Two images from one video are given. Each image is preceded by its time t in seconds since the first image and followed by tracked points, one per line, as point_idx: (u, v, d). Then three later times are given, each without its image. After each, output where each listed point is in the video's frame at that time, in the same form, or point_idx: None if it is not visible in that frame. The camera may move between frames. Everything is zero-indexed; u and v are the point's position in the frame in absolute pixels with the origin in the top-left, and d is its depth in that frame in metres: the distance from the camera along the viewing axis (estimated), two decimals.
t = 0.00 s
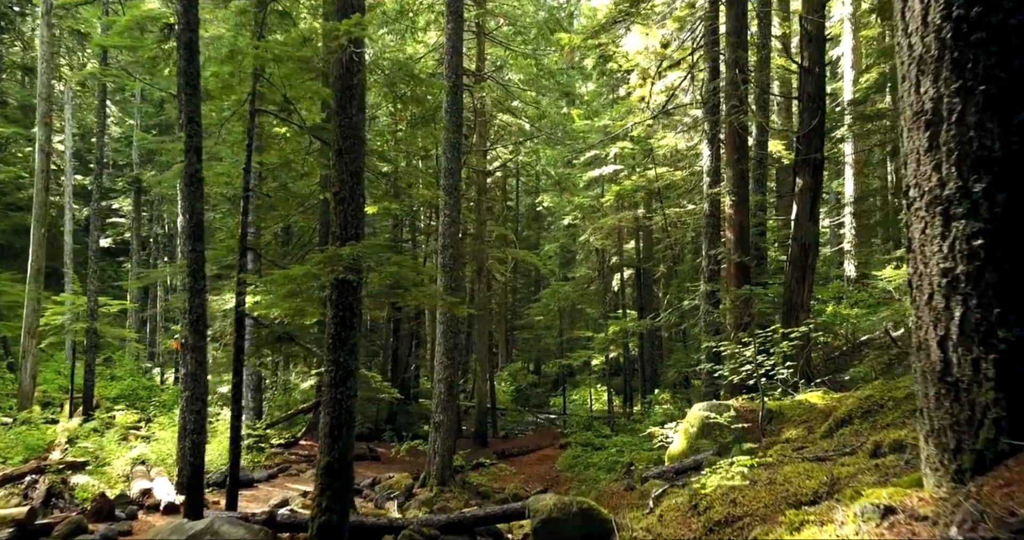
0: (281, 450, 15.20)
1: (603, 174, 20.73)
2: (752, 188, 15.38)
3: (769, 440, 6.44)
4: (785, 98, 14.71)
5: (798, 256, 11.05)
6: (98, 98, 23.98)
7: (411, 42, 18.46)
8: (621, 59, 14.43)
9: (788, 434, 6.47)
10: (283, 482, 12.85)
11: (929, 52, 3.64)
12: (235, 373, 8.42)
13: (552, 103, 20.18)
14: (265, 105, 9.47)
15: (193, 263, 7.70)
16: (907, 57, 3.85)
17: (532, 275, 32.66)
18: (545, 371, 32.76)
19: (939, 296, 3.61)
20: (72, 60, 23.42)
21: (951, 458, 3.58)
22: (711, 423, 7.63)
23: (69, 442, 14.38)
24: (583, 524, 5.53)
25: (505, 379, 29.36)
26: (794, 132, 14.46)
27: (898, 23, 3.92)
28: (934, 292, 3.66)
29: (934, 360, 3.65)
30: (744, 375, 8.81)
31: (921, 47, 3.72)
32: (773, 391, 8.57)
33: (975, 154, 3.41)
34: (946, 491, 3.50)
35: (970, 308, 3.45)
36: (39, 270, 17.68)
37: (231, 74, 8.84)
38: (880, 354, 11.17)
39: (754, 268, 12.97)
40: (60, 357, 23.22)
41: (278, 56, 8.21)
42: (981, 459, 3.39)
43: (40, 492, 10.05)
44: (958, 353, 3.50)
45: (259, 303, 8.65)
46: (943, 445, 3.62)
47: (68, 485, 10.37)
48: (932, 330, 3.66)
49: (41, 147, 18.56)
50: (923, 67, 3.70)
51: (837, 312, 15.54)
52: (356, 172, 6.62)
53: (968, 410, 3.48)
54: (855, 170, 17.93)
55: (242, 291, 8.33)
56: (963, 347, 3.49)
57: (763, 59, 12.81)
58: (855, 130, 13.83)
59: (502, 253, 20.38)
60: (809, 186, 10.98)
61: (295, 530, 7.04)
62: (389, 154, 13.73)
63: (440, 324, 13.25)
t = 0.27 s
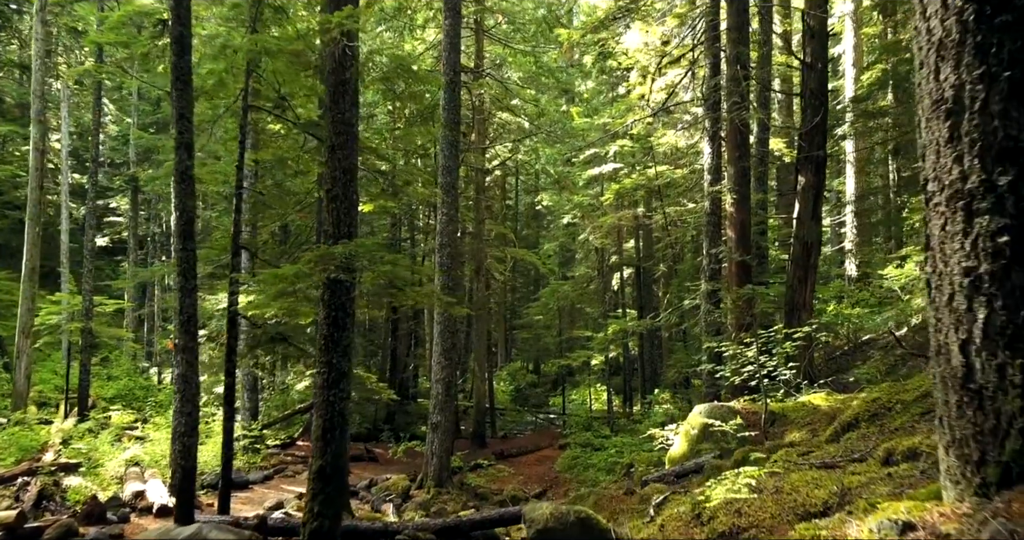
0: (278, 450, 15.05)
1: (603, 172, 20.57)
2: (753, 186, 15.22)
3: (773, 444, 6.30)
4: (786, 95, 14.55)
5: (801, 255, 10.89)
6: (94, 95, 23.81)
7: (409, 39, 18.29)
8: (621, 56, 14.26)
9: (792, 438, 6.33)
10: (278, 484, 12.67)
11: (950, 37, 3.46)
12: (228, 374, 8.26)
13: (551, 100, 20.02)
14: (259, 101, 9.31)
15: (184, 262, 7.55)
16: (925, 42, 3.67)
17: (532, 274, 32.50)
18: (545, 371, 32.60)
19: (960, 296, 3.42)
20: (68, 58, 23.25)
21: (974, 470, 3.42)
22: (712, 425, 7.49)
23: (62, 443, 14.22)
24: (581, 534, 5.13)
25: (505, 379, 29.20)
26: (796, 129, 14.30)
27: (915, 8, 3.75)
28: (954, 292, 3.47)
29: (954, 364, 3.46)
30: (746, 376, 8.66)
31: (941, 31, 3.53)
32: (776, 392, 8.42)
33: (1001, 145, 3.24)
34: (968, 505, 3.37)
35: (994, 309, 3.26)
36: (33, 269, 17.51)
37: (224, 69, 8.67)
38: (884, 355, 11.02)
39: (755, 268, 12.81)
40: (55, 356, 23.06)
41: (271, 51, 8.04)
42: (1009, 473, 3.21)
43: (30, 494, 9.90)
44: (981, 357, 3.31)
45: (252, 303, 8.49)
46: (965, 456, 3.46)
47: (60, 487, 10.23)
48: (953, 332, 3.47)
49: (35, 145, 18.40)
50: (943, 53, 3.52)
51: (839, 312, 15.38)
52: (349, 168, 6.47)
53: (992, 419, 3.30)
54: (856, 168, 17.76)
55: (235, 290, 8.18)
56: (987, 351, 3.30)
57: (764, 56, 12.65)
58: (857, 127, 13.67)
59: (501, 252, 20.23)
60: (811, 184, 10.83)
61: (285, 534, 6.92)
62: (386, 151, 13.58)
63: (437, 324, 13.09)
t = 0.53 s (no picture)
0: (272, 449, 14.87)
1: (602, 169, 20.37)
2: (754, 182, 15.04)
3: (778, 447, 6.07)
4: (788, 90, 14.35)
5: (803, 251, 10.71)
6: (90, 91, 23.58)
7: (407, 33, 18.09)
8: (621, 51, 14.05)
9: (797, 441, 6.09)
10: (272, 484, 12.50)
11: (978, 11, 3.11)
12: (218, 373, 8.09)
13: (550, 96, 19.81)
14: (251, 95, 9.11)
15: (172, 258, 7.36)
16: (948, 19, 3.33)
17: (531, 271, 32.33)
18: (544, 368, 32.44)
19: (989, 295, 3.06)
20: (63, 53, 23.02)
21: (1005, 485, 3.07)
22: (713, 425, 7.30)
23: (54, 442, 14.05)
24: None
25: (503, 376, 29.05)
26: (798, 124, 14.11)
27: None
28: (982, 290, 3.11)
29: (982, 369, 3.11)
30: (748, 375, 8.49)
31: (967, 6, 3.19)
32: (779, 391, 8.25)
33: None
34: (993, 519, 3.07)
35: None
36: (26, 265, 17.33)
37: (213, 62, 8.47)
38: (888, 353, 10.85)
39: (757, 265, 12.64)
40: (51, 353, 22.88)
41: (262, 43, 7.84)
42: None
43: (19, 495, 9.73)
44: (1013, 361, 2.96)
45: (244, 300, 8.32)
46: (995, 469, 3.10)
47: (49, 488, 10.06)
48: (980, 334, 3.12)
49: (28, 141, 18.18)
50: (969, 29, 3.17)
51: (841, 310, 15.20)
52: (341, 161, 6.28)
53: None
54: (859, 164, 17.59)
55: (225, 288, 8.00)
56: (1020, 354, 2.94)
57: (766, 49, 12.44)
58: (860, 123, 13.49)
59: (500, 248, 20.04)
60: (814, 179, 10.63)
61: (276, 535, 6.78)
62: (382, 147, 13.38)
63: (434, 322, 12.92)
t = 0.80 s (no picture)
0: (269, 446, 14.74)
1: (602, 162, 20.21)
2: (755, 175, 14.88)
3: (781, 447, 5.91)
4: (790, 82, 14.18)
5: (806, 245, 10.56)
6: (85, 85, 23.37)
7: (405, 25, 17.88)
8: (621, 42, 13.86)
9: (801, 441, 5.93)
10: (268, 481, 12.38)
11: None
12: (210, 370, 7.94)
13: (549, 89, 19.62)
14: (243, 85, 8.92)
15: (162, 253, 7.20)
16: None
17: (530, 266, 32.21)
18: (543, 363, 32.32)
19: (1018, 290, 2.79)
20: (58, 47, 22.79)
21: None
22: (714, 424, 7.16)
23: (48, 438, 13.90)
24: None
25: (502, 371, 28.93)
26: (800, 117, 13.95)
27: None
28: (1009, 285, 2.84)
29: (1010, 370, 2.84)
30: (750, 371, 8.35)
31: None
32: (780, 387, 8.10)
33: None
34: (1015, 527, 2.86)
35: None
36: (20, 260, 17.16)
37: (204, 52, 8.28)
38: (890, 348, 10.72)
39: (758, 259, 12.49)
40: (46, 349, 22.75)
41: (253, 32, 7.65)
42: None
43: (10, 493, 9.59)
44: None
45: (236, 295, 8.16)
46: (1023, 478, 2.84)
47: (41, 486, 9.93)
48: (1008, 333, 2.84)
49: (22, 134, 17.99)
50: (995, 3, 2.90)
51: (843, 305, 15.05)
52: (332, 152, 6.11)
53: None
54: (861, 157, 17.42)
55: (217, 282, 7.84)
56: None
57: (768, 40, 12.25)
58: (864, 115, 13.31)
59: (498, 243, 19.88)
60: (816, 172, 10.47)
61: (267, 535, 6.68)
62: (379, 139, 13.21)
63: (432, 317, 12.78)
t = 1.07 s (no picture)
0: (265, 439, 14.62)
1: (602, 154, 20.02)
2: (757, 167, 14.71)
3: (784, 444, 5.76)
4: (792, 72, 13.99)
5: (808, 237, 10.41)
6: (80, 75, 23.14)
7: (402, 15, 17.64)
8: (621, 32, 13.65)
9: (805, 439, 5.77)
10: (264, 475, 12.26)
11: None
12: (202, 364, 7.80)
13: (548, 79, 19.40)
14: (235, 74, 8.75)
15: (150, 245, 7.04)
16: None
17: (530, 258, 32.06)
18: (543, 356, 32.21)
19: None
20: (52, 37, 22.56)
21: None
22: (714, 420, 7.02)
23: (43, 432, 13.78)
24: None
25: (502, 364, 28.83)
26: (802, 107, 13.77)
27: None
28: None
29: None
30: (751, 365, 8.21)
31: None
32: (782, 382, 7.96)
33: None
34: None
35: None
36: (14, 253, 17.00)
37: (194, 39, 8.10)
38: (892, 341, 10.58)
39: (759, 252, 12.34)
40: (43, 341, 22.61)
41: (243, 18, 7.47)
42: None
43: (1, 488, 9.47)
44: None
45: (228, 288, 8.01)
46: None
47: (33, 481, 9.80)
48: None
49: (15, 125, 17.79)
50: None
51: (845, 298, 14.90)
52: (323, 141, 5.95)
53: None
54: (863, 149, 17.24)
55: (208, 275, 7.70)
56: None
57: (770, 29, 12.05)
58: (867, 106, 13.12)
59: (497, 236, 19.73)
60: (819, 163, 10.31)
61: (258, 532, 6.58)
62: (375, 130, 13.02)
63: (429, 310, 12.64)
